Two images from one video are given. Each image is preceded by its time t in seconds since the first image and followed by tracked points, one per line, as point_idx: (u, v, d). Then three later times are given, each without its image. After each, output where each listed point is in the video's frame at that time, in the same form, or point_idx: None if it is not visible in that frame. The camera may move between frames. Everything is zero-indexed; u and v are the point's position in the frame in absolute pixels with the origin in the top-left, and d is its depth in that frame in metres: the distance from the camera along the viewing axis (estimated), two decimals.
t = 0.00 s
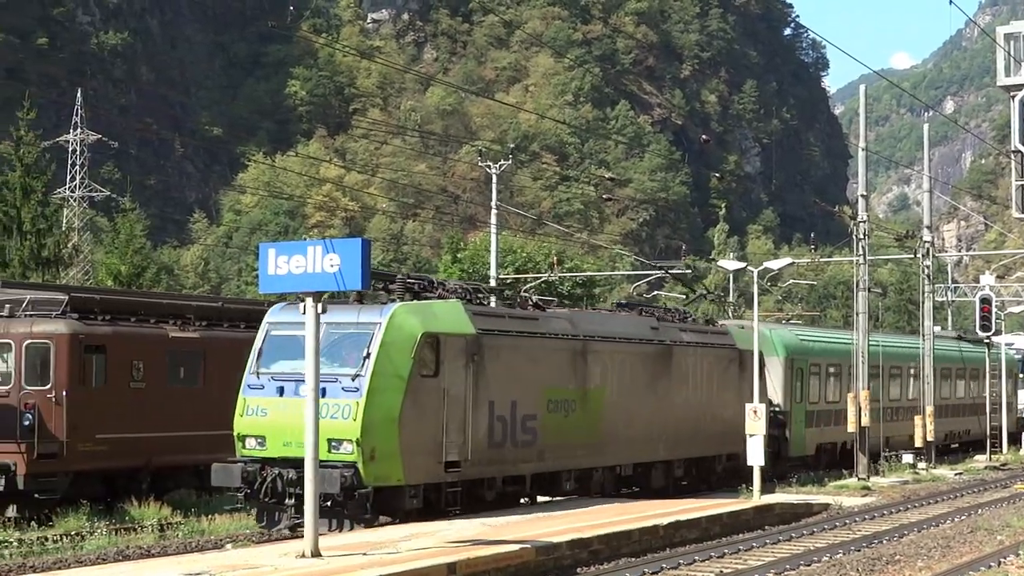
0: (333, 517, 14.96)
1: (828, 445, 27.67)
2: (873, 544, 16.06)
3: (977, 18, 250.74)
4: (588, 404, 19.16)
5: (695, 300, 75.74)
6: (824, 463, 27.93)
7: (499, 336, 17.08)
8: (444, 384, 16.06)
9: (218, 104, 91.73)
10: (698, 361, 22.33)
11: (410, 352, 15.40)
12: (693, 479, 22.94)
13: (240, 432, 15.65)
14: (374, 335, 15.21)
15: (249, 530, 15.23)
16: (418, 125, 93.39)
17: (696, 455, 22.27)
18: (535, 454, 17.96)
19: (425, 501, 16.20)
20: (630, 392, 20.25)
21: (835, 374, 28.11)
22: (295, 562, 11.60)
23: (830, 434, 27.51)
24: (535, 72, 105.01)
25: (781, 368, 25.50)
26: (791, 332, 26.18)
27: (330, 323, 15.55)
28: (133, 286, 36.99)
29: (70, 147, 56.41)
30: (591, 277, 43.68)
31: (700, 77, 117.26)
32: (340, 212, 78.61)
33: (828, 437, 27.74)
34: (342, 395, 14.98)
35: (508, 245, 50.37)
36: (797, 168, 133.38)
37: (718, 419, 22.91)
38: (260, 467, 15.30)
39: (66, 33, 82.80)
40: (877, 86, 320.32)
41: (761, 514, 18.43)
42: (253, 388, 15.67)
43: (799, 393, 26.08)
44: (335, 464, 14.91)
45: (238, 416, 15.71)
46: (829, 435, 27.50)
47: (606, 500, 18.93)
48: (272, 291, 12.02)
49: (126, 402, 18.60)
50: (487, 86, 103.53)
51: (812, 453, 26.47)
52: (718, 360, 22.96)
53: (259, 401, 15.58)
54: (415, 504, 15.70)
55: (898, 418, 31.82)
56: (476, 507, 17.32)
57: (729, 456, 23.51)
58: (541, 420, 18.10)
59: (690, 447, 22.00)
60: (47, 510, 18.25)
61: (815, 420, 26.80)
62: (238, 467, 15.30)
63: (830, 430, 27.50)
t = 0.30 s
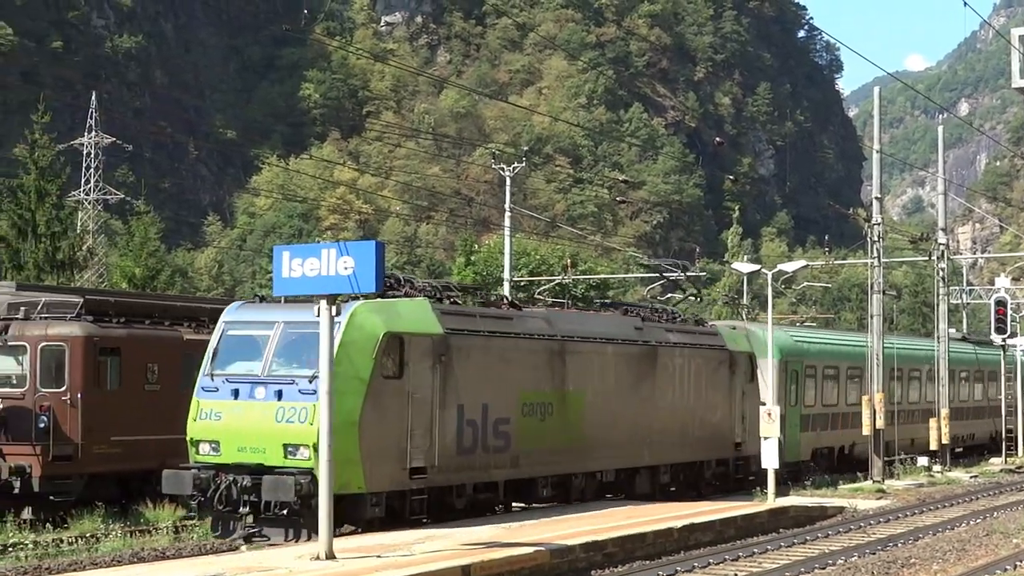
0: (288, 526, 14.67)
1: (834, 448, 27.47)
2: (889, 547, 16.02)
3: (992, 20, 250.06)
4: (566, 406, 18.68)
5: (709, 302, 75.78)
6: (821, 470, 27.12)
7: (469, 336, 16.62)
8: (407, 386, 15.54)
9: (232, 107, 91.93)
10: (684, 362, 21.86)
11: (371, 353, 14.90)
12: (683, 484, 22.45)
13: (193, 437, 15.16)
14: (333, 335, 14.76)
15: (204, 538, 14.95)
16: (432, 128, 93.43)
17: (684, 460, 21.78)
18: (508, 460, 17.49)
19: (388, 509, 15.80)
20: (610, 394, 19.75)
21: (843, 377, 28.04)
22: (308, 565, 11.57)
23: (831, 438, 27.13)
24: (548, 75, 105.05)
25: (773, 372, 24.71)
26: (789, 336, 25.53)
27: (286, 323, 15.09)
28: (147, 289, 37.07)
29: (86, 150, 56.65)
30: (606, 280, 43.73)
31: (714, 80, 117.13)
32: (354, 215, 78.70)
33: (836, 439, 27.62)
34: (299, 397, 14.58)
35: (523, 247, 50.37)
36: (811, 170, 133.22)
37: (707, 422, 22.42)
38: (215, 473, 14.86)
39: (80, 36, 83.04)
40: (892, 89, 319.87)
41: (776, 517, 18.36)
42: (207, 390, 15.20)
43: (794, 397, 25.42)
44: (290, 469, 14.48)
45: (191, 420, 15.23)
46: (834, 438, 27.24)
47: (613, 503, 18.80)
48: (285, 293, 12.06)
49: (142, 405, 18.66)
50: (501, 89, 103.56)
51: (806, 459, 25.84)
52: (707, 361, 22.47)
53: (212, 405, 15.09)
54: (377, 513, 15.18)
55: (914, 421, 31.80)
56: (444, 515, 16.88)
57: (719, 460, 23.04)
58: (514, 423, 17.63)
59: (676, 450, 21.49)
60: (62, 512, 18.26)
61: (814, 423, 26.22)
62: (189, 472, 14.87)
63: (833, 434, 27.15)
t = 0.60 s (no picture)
0: (232, 538, 13.60)
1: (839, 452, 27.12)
2: (906, 550, 16.01)
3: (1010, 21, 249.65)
4: (537, 409, 17.80)
5: (726, 304, 75.71)
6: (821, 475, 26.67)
7: (433, 334, 15.68)
8: (362, 388, 14.42)
9: (249, 109, 92.08)
10: (667, 363, 21.08)
11: (321, 351, 13.91)
12: (665, 490, 21.67)
13: (133, 442, 14.08)
14: (281, 331, 13.72)
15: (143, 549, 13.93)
16: (448, 129, 93.42)
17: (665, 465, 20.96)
18: (474, 466, 16.52)
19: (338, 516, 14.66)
20: (587, 395, 18.91)
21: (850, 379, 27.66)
22: (325, 566, 11.60)
23: (828, 445, 26.47)
24: (565, 77, 105.09)
25: (767, 372, 24.60)
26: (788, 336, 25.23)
27: (232, 320, 14.06)
28: (165, 291, 37.17)
29: (103, 153, 56.84)
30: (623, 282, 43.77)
31: (730, 81, 116.96)
32: (371, 217, 78.81)
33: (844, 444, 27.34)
34: (242, 400, 13.48)
35: (539, 250, 50.43)
36: (828, 172, 132.94)
37: (690, 426, 21.63)
38: (155, 482, 13.85)
39: (98, 38, 83.32)
40: (908, 91, 319.49)
41: (792, 519, 18.33)
42: (147, 392, 14.08)
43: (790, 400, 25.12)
44: (233, 477, 13.44)
45: (130, 423, 14.13)
46: (835, 443, 26.75)
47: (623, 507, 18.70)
48: (302, 295, 12.12)
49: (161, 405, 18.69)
50: (517, 91, 103.61)
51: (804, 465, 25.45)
52: (690, 362, 21.75)
53: (152, 407, 13.99)
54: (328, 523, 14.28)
55: (931, 423, 31.72)
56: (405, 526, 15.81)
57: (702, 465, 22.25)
58: (483, 425, 16.70)
59: (657, 455, 20.68)
60: (81, 513, 18.28)
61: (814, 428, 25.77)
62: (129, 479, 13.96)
63: (830, 439, 26.51)
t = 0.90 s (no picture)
0: (172, 549, 12.68)
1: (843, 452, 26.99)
2: (920, 551, 16.02)
3: None
4: (507, 413, 16.84)
5: (739, 305, 75.74)
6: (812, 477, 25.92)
7: (390, 331, 14.79)
8: (311, 389, 13.60)
9: (262, 111, 92.34)
10: (649, 364, 20.10)
11: (267, 349, 13.08)
12: (646, 495, 20.73)
13: (70, 448, 13.36)
14: (225, 329, 12.97)
15: (78, 562, 13.03)
16: (461, 130, 93.50)
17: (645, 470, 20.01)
18: (437, 472, 15.59)
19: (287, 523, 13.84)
20: (562, 397, 17.95)
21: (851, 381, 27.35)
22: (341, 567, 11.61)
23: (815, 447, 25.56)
24: (577, 78, 105.15)
25: (756, 372, 23.72)
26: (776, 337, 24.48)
27: (175, 318, 13.40)
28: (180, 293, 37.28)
29: (117, 154, 57.06)
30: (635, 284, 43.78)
31: (743, 82, 116.93)
32: (383, 219, 78.90)
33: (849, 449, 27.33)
34: (183, 402, 12.69)
35: (553, 250, 50.42)
36: (841, 173, 132.76)
37: (673, 429, 20.66)
38: (92, 489, 13.09)
39: (111, 41, 83.53)
40: (922, 93, 318.78)
41: (806, 520, 18.34)
42: (85, 394, 13.41)
43: (777, 401, 24.31)
44: (173, 484, 12.61)
45: (68, 429, 13.43)
46: (826, 445, 26.02)
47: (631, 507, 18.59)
48: (315, 297, 12.10)
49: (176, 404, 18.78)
50: (530, 92, 103.69)
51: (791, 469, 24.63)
52: (673, 362, 20.75)
53: (89, 411, 13.29)
54: (274, 533, 13.34)
55: (944, 425, 31.68)
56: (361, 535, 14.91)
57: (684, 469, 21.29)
58: (447, 429, 15.77)
59: (639, 459, 19.72)
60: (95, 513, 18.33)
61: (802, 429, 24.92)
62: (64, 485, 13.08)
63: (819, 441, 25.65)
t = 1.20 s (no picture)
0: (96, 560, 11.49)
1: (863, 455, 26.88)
2: (938, 551, 15.95)
3: None
4: (468, 413, 15.74)
5: (756, 303, 75.70)
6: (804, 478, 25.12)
7: (341, 327, 13.63)
8: (248, 388, 12.43)
9: (278, 111, 92.45)
10: (625, 363, 19.06)
11: (198, 346, 11.96)
12: (625, 498, 19.65)
13: None
14: (151, 324, 11.90)
15: None
16: (478, 130, 93.62)
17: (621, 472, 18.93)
18: (392, 477, 14.47)
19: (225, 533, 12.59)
20: (531, 398, 16.88)
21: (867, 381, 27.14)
22: (357, 566, 11.64)
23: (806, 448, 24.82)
24: (594, 77, 105.10)
25: (744, 371, 22.81)
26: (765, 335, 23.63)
27: (101, 313, 12.35)
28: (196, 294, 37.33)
29: (134, 156, 57.13)
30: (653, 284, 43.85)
31: (760, 81, 116.76)
32: (399, 219, 78.88)
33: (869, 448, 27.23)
34: (105, 402, 11.57)
35: (570, 250, 50.43)
36: (858, 172, 132.48)
37: (652, 430, 19.62)
38: (12, 496, 11.88)
39: (127, 41, 83.50)
40: (940, 91, 318.31)
41: (823, 520, 18.31)
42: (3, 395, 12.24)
43: (767, 401, 23.40)
44: (94, 490, 11.45)
45: None
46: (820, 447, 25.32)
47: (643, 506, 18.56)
48: (331, 296, 12.13)
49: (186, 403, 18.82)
50: (546, 91, 103.67)
51: (782, 471, 23.77)
52: (651, 360, 19.70)
53: (8, 412, 12.13)
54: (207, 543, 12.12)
55: (962, 424, 31.61)
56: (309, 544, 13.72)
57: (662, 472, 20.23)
58: (402, 431, 14.66)
59: (615, 463, 18.64)
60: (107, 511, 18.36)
61: (791, 429, 24.15)
62: None
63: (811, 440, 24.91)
